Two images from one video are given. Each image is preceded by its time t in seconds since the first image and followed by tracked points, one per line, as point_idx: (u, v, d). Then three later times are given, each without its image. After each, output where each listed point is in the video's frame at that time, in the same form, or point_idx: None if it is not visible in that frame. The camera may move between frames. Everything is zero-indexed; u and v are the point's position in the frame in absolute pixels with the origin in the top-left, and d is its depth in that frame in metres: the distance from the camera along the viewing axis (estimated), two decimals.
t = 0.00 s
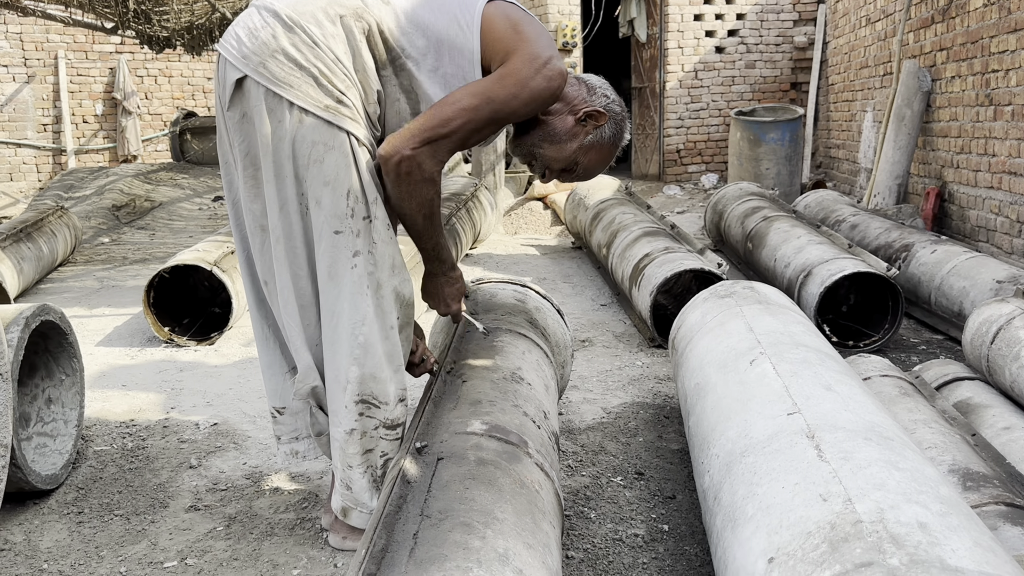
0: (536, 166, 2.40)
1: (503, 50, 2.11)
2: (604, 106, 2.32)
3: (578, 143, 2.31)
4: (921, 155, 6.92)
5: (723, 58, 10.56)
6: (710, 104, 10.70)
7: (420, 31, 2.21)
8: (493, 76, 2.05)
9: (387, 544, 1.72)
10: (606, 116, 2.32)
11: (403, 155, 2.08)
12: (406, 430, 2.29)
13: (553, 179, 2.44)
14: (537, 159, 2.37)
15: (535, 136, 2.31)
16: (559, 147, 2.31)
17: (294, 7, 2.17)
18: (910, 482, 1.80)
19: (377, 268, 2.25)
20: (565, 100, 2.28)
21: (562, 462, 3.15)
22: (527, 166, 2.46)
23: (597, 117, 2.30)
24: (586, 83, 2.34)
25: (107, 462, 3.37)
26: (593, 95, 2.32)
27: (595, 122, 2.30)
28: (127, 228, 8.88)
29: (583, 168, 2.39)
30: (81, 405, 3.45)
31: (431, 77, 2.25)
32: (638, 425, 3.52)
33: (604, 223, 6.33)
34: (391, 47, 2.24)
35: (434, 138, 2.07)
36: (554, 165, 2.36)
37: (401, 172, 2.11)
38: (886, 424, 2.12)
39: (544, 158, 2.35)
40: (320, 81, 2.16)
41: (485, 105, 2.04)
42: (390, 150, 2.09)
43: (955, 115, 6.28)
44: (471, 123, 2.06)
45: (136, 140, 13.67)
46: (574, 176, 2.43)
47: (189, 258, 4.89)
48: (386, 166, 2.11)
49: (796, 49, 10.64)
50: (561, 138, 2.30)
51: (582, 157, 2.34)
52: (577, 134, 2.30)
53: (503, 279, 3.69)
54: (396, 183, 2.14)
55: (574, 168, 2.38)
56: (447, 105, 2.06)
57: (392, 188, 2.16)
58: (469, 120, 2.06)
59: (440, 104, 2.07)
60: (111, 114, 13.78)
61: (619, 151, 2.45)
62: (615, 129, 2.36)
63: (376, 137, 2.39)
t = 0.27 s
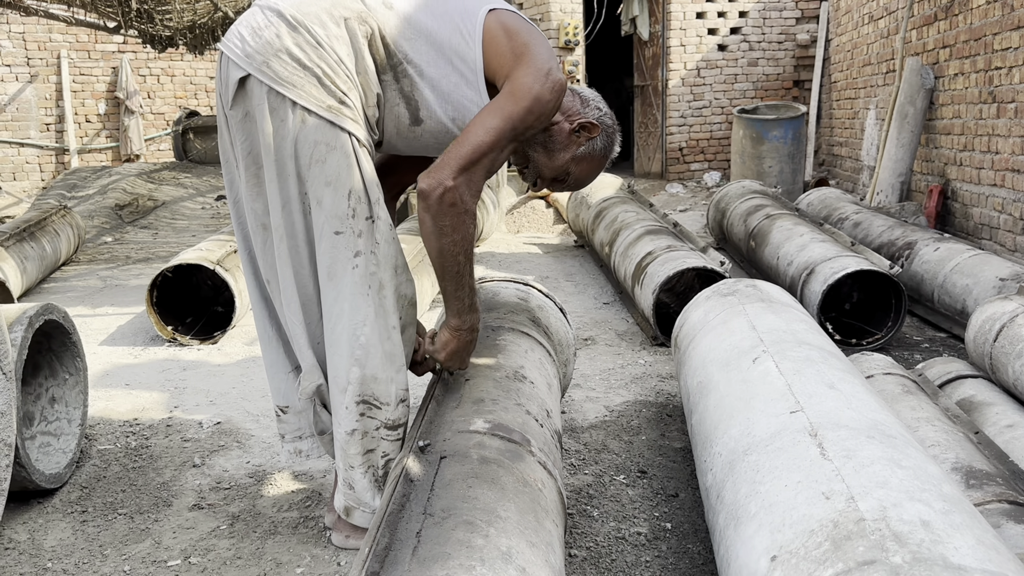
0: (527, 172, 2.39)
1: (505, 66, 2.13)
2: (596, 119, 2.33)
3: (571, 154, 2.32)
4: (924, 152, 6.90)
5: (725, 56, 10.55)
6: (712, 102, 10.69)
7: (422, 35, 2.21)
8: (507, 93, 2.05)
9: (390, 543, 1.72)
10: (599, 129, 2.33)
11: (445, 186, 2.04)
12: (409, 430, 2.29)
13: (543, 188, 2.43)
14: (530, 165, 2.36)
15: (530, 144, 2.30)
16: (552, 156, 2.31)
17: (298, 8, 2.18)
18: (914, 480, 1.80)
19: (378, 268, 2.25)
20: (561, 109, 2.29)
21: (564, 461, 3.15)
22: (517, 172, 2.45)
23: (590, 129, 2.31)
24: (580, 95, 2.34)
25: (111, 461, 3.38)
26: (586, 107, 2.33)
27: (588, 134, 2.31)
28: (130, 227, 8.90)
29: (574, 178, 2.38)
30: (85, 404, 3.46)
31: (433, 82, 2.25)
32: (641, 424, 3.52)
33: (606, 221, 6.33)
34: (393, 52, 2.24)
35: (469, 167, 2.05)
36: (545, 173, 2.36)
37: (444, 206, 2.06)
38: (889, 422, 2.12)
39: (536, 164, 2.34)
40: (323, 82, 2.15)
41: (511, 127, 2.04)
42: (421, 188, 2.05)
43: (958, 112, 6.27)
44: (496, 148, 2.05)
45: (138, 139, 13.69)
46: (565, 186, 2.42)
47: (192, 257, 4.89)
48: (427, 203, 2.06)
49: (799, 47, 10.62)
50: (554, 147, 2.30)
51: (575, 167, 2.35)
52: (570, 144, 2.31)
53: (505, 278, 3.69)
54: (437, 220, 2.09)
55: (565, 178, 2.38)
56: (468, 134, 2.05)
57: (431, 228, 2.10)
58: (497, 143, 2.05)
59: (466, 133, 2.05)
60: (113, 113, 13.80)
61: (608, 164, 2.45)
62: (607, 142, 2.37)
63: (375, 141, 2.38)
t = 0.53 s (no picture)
0: (534, 165, 2.39)
1: (504, 54, 2.13)
2: (601, 107, 2.33)
3: (577, 143, 2.32)
4: (925, 152, 6.90)
5: (725, 57, 10.54)
6: (713, 102, 10.68)
7: (419, 34, 2.21)
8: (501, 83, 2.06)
9: (391, 545, 1.72)
10: (604, 116, 2.33)
11: (429, 167, 2.05)
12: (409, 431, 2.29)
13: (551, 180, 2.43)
14: (537, 158, 2.36)
15: (535, 136, 2.30)
16: (558, 147, 2.31)
17: (293, 10, 2.18)
18: (915, 481, 1.79)
19: (379, 270, 2.24)
20: (565, 98, 2.28)
21: (566, 462, 3.15)
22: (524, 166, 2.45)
23: (595, 117, 2.31)
24: (584, 84, 2.35)
25: (111, 463, 3.37)
26: (591, 95, 2.33)
27: (593, 122, 2.32)
28: (130, 229, 8.89)
29: (581, 167, 2.39)
30: (85, 406, 3.46)
31: (431, 80, 2.25)
32: (642, 425, 3.52)
33: (606, 222, 6.32)
34: (390, 52, 2.23)
35: (455, 150, 2.06)
36: (553, 164, 2.36)
37: (426, 187, 2.07)
38: (890, 423, 2.12)
39: (543, 157, 2.34)
40: (320, 84, 2.15)
41: (500, 115, 2.05)
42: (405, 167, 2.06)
43: (959, 112, 6.26)
44: (486, 135, 2.06)
45: (139, 141, 13.69)
46: (572, 176, 2.42)
47: (193, 259, 4.89)
48: (410, 183, 2.07)
49: (799, 47, 10.62)
50: (561, 138, 2.30)
51: (581, 156, 2.35)
52: (576, 134, 2.31)
53: (505, 279, 3.68)
54: (419, 202, 2.09)
55: (573, 167, 2.38)
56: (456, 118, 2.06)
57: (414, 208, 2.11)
58: (485, 129, 2.06)
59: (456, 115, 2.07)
60: (114, 115, 13.80)
61: (615, 151, 2.46)
62: (613, 129, 2.37)
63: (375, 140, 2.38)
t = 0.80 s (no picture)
0: (534, 170, 2.39)
1: (499, 60, 2.14)
2: (601, 110, 2.33)
3: (577, 147, 2.31)
4: (923, 155, 6.90)
5: (723, 59, 10.55)
6: (711, 105, 10.69)
7: (418, 40, 2.21)
8: (486, 98, 2.10)
9: (388, 554, 1.71)
10: (604, 120, 2.32)
11: (408, 184, 2.14)
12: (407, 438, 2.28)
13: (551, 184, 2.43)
14: (537, 161, 2.35)
15: (534, 140, 2.30)
16: (558, 151, 2.30)
17: (290, 17, 2.17)
18: (915, 488, 1.79)
19: (377, 278, 2.23)
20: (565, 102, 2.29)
21: (564, 467, 3.14)
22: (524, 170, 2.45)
23: (595, 121, 2.30)
24: (584, 88, 2.35)
25: (109, 469, 3.37)
26: (591, 99, 2.33)
27: (593, 125, 2.31)
28: (128, 232, 8.88)
29: (581, 172, 2.38)
30: (82, 411, 3.45)
31: (430, 86, 2.25)
32: (641, 429, 3.51)
33: (605, 225, 6.32)
34: (388, 58, 2.23)
35: (434, 168, 2.13)
36: (552, 168, 2.35)
37: (405, 203, 2.17)
38: (890, 430, 2.11)
39: (543, 162, 2.34)
40: (317, 90, 2.14)
41: (482, 131, 2.10)
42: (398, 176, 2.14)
43: (957, 115, 6.27)
44: (469, 151, 2.12)
45: (137, 143, 13.68)
46: (572, 181, 2.42)
47: (191, 263, 4.88)
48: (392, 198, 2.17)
49: (797, 50, 10.63)
50: (560, 142, 2.29)
51: (581, 160, 2.34)
52: (576, 137, 2.30)
53: (504, 284, 3.68)
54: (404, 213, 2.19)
55: (572, 171, 2.37)
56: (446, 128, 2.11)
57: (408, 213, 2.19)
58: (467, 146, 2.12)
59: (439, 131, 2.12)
60: (112, 117, 13.79)
61: (615, 156, 2.45)
62: (613, 133, 2.36)
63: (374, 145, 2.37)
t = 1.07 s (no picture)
0: (522, 173, 2.39)
1: (500, 74, 2.14)
2: (589, 115, 2.35)
3: (567, 151, 2.33)
4: (919, 157, 6.92)
5: (721, 61, 10.56)
6: (708, 107, 10.70)
7: (411, 43, 2.21)
8: (507, 99, 2.09)
9: (383, 553, 1.70)
10: (591, 124, 2.36)
11: (460, 196, 2.05)
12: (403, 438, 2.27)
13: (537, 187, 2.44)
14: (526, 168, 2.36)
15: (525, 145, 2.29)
16: (548, 154, 2.30)
17: (284, 17, 2.16)
18: (911, 488, 1.79)
19: (372, 278, 2.23)
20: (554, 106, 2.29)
21: (561, 468, 3.14)
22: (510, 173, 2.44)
23: (583, 125, 2.33)
24: (570, 92, 2.36)
25: (104, 469, 3.36)
26: (578, 104, 2.35)
27: (581, 130, 2.33)
28: (125, 233, 8.87)
29: (568, 175, 2.40)
30: (78, 412, 3.44)
31: (422, 89, 2.25)
32: (637, 430, 3.51)
33: (602, 227, 6.32)
34: (381, 60, 2.23)
35: (480, 175, 2.06)
36: (541, 172, 2.36)
37: (459, 214, 2.07)
38: (885, 430, 2.11)
39: (532, 166, 2.34)
40: (310, 91, 2.14)
41: (515, 131, 2.08)
42: (436, 198, 2.05)
43: (953, 117, 6.28)
44: (504, 154, 2.08)
45: (134, 144, 13.67)
46: (559, 184, 2.44)
47: (187, 263, 4.87)
48: (442, 213, 2.06)
49: (794, 52, 10.64)
50: (551, 146, 2.29)
51: (569, 164, 2.36)
52: (565, 141, 2.31)
53: (500, 284, 3.68)
54: (450, 229, 2.09)
55: (560, 175, 2.39)
56: (475, 143, 2.05)
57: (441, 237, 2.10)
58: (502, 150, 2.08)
59: (472, 138, 2.06)
60: (109, 119, 13.77)
61: (598, 159, 2.48)
62: (598, 137, 2.40)
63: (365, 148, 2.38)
